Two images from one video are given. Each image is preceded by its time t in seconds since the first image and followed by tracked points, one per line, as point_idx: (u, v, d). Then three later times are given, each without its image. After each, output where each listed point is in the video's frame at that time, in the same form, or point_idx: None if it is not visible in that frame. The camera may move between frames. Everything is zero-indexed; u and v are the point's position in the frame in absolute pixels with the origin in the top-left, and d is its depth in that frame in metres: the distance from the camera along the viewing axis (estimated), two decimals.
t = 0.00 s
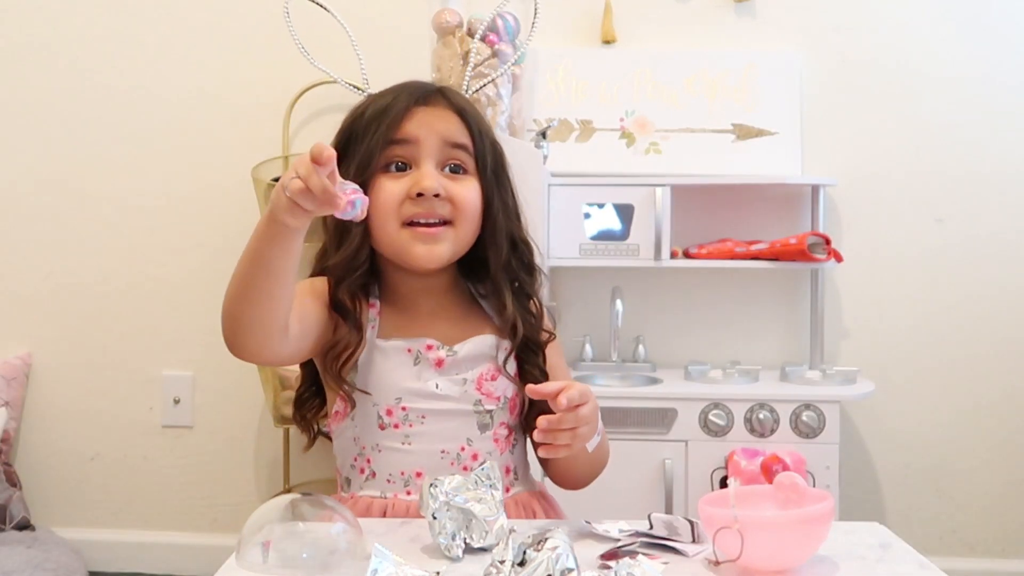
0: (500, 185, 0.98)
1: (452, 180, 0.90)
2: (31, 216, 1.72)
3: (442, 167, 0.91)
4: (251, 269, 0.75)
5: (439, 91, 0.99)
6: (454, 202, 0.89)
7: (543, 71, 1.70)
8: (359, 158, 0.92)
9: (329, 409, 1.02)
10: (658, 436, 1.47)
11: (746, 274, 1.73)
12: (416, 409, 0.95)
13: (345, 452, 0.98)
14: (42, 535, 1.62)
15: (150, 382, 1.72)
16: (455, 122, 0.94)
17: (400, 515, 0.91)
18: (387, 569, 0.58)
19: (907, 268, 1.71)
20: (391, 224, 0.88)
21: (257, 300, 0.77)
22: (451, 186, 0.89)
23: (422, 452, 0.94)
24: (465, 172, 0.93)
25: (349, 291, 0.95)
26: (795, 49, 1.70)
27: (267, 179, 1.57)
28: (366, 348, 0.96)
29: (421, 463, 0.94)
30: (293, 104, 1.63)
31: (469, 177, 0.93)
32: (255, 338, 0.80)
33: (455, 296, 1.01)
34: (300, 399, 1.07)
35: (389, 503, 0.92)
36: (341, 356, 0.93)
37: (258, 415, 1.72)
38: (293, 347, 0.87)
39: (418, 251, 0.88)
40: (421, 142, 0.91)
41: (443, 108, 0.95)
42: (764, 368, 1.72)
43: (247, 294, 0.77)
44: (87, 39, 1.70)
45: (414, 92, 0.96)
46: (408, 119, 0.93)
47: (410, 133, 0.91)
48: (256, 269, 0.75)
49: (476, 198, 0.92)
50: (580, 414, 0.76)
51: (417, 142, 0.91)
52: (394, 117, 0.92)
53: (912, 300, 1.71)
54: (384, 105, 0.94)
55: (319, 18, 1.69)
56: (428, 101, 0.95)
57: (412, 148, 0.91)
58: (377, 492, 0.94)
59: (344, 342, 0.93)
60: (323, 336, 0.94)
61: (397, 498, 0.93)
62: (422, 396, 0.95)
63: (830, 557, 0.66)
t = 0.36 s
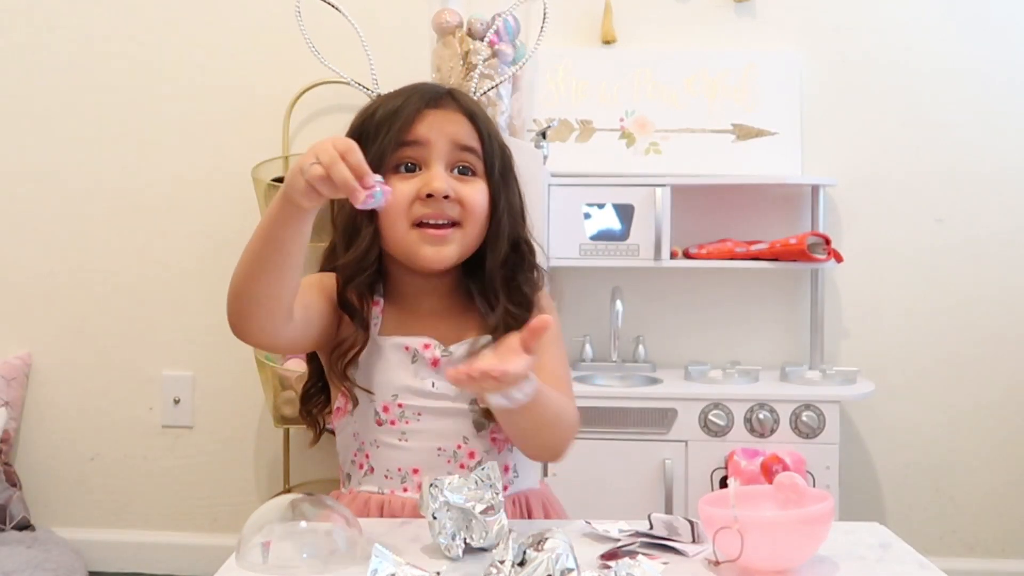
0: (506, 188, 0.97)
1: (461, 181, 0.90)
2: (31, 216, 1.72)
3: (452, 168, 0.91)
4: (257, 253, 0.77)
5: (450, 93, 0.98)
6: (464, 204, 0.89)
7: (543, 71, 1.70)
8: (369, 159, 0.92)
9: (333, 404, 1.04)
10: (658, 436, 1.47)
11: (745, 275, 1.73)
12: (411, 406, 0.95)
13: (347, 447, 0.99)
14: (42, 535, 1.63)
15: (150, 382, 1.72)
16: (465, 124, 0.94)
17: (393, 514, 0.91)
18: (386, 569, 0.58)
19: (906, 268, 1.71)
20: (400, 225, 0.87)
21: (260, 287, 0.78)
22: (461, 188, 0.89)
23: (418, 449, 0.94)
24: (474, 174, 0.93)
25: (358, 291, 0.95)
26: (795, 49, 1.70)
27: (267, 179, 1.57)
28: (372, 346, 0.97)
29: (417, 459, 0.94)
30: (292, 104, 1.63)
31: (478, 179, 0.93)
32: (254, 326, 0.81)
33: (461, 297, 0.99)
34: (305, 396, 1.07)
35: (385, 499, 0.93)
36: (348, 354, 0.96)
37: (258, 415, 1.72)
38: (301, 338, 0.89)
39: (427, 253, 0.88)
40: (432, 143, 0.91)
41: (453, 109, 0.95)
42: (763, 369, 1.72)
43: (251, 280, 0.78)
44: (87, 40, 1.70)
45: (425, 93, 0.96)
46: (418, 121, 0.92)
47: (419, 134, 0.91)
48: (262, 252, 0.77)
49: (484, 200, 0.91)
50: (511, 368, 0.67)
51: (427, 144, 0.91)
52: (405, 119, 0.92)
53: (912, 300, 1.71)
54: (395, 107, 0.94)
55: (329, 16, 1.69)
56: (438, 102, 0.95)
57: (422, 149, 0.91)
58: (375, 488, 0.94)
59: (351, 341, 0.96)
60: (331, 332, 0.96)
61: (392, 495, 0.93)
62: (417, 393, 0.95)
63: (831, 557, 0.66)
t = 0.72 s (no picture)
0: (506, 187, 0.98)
1: (463, 178, 0.90)
2: (30, 216, 1.72)
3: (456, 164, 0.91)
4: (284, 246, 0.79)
5: (458, 90, 0.98)
6: (464, 200, 0.89)
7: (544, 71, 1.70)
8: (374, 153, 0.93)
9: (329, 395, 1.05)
10: (658, 436, 1.47)
11: (745, 275, 1.73)
12: (395, 404, 0.94)
13: (337, 440, 1.00)
14: (42, 535, 1.63)
15: (150, 382, 1.72)
16: (472, 123, 0.94)
17: (374, 511, 0.91)
18: (386, 569, 0.58)
19: (906, 268, 1.71)
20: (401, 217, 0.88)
21: (284, 277, 0.80)
22: (462, 184, 0.89)
23: (401, 446, 0.94)
24: (477, 173, 0.93)
25: (359, 281, 0.96)
26: (795, 49, 1.70)
27: (267, 179, 1.57)
28: (366, 341, 0.96)
29: (399, 457, 0.94)
30: (293, 105, 1.63)
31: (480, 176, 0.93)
32: (276, 316, 0.83)
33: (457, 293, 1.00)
34: (313, 386, 1.11)
35: (368, 496, 0.93)
36: (345, 345, 0.95)
37: (258, 415, 1.72)
38: (315, 323, 0.91)
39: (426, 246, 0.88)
40: (437, 139, 0.91)
41: (460, 107, 0.95)
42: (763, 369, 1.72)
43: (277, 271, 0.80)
44: (88, 40, 1.70)
45: (434, 92, 0.95)
46: (424, 115, 0.92)
47: (425, 129, 0.91)
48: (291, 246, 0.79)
49: (485, 197, 0.92)
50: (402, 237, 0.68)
51: (432, 140, 0.91)
52: (411, 115, 0.92)
53: (912, 300, 1.71)
54: (402, 104, 0.94)
55: (336, 14, 1.69)
56: (446, 98, 0.95)
57: (426, 143, 0.91)
58: (359, 483, 0.95)
59: (350, 332, 0.95)
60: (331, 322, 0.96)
61: (376, 491, 0.93)
62: (401, 392, 0.94)
63: (830, 557, 0.66)
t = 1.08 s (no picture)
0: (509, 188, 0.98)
1: (465, 179, 0.90)
2: (30, 216, 1.72)
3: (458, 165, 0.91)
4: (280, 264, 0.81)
5: (460, 90, 0.98)
6: (465, 200, 0.89)
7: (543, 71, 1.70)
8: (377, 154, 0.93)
9: (332, 396, 1.05)
10: (658, 436, 1.47)
11: (746, 275, 1.73)
12: (400, 404, 0.95)
13: (341, 441, 1.00)
14: (42, 535, 1.63)
15: (150, 382, 1.72)
16: (473, 124, 0.94)
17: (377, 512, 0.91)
18: (386, 569, 0.58)
19: (907, 268, 1.71)
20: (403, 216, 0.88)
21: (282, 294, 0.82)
22: (464, 184, 0.89)
23: (405, 446, 0.94)
24: (479, 173, 0.93)
25: (362, 281, 0.98)
26: (795, 49, 1.70)
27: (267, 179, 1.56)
28: (371, 341, 0.97)
29: (404, 457, 0.93)
30: (292, 105, 1.63)
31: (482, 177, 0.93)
32: (276, 331, 0.85)
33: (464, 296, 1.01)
34: (316, 388, 1.12)
35: (372, 495, 0.93)
36: (351, 345, 0.96)
37: (258, 415, 1.72)
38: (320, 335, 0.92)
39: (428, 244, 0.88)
40: (439, 139, 0.91)
41: (462, 107, 0.95)
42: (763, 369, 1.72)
43: (275, 288, 0.82)
44: (88, 40, 1.70)
45: (435, 92, 0.95)
46: (426, 116, 0.92)
47: (427, 130, 0.91)
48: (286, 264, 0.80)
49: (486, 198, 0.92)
50: (433, 232, 0.72)
51: (434, 140, 0.91)
52: (413, 116, 0.92)
53: (912, 300, 1.71)
54: (404, 105, 0.94)
55: (336, 14, 1.69)
56: (448, 99, 0.95)
57: (428, 143, 0.91)
58: (363, 483, 0.94)
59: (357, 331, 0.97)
60: (337, 322, 0.97)
61: (380, 491, 0.93)
62: (406, 392, 0.95)
63: (830, 557, 0.66)
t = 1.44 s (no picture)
0: (505, 189, 0.98)
1: (461, 180, 0.89)
2: (30, 216, 1.72)
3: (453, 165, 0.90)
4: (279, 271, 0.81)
5: (457, 92, 0.98)
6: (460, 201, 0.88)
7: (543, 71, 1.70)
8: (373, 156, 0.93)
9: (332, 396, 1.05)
10: (658, 436, 1.47)
11: (746, 275, 1.73)
12: (400, 403, 0.95)
13: (342, 440, 1.00)
14: (42, 535, 1.63)
15: (151, 382, 1.72)
16: (470, 125, 0.93)
17: (377, 512, 0.91)
18: (387, 569, 0.58)
19: (907, 268, 1.71)
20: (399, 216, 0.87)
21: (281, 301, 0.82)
22: (459, 185, 0.89)
23: (405, 445, 0.94)
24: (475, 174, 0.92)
25: (359, 281, 0.98)
26: (795, 49, 1.70)
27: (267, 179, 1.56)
28: (369, 341, 0.97)
29: (405, 456, 0.93)
30: (292, 105, 1.63)
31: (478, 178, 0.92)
32: (273, 339, 0.85)
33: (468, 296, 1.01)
34: (318, 386, 1.11)
35: (372, 494, 0.93)
36: (347, 344, 0.96)
37: (258, 414, 1.72)
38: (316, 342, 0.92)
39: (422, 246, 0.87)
40: (434, 139, 0.90)
41: (459, 109, 0.95)
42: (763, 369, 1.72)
43: (273, 295, 0.82)
44: (88, 40, 1.70)
45: (432, 95, 0.95)
46: (421, 118, 0.92)
47: (422, 131, 0.91)
48: (286, 270, 0.81)
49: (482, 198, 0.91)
50: (447, 208, 0.78)
51: (430, 140, 0.91)
52: (410, 116, 0.92)
53: (912, 300, 1.71)
54: (401, 107, 0.94)
55: (336, 15, 1.69)
56: (445, 101, 0.95)
57: (423, 144, 0.91)
58: (364, 482, 0.94)
59: (352, 330, 0.97)
60: (334, 323, 0.97)
61: (380, 490, 0.93)
62: (407, 391, 0.95)
63: (830, 557, 0.66)
